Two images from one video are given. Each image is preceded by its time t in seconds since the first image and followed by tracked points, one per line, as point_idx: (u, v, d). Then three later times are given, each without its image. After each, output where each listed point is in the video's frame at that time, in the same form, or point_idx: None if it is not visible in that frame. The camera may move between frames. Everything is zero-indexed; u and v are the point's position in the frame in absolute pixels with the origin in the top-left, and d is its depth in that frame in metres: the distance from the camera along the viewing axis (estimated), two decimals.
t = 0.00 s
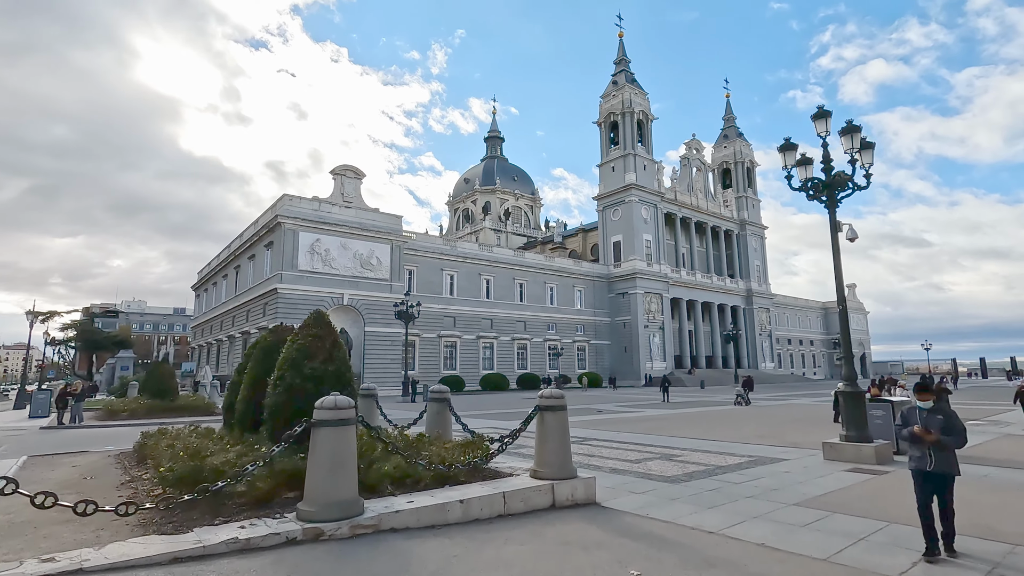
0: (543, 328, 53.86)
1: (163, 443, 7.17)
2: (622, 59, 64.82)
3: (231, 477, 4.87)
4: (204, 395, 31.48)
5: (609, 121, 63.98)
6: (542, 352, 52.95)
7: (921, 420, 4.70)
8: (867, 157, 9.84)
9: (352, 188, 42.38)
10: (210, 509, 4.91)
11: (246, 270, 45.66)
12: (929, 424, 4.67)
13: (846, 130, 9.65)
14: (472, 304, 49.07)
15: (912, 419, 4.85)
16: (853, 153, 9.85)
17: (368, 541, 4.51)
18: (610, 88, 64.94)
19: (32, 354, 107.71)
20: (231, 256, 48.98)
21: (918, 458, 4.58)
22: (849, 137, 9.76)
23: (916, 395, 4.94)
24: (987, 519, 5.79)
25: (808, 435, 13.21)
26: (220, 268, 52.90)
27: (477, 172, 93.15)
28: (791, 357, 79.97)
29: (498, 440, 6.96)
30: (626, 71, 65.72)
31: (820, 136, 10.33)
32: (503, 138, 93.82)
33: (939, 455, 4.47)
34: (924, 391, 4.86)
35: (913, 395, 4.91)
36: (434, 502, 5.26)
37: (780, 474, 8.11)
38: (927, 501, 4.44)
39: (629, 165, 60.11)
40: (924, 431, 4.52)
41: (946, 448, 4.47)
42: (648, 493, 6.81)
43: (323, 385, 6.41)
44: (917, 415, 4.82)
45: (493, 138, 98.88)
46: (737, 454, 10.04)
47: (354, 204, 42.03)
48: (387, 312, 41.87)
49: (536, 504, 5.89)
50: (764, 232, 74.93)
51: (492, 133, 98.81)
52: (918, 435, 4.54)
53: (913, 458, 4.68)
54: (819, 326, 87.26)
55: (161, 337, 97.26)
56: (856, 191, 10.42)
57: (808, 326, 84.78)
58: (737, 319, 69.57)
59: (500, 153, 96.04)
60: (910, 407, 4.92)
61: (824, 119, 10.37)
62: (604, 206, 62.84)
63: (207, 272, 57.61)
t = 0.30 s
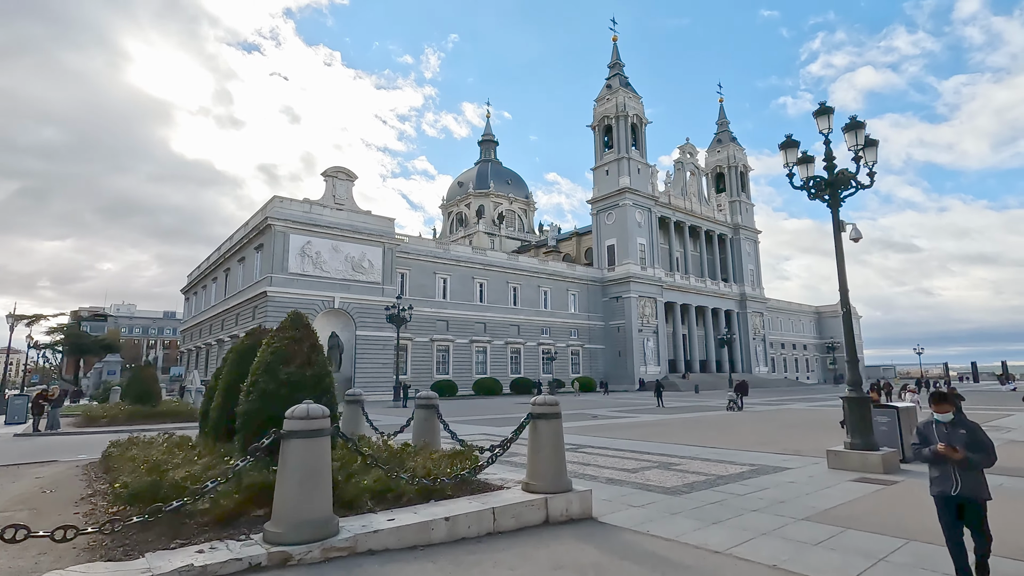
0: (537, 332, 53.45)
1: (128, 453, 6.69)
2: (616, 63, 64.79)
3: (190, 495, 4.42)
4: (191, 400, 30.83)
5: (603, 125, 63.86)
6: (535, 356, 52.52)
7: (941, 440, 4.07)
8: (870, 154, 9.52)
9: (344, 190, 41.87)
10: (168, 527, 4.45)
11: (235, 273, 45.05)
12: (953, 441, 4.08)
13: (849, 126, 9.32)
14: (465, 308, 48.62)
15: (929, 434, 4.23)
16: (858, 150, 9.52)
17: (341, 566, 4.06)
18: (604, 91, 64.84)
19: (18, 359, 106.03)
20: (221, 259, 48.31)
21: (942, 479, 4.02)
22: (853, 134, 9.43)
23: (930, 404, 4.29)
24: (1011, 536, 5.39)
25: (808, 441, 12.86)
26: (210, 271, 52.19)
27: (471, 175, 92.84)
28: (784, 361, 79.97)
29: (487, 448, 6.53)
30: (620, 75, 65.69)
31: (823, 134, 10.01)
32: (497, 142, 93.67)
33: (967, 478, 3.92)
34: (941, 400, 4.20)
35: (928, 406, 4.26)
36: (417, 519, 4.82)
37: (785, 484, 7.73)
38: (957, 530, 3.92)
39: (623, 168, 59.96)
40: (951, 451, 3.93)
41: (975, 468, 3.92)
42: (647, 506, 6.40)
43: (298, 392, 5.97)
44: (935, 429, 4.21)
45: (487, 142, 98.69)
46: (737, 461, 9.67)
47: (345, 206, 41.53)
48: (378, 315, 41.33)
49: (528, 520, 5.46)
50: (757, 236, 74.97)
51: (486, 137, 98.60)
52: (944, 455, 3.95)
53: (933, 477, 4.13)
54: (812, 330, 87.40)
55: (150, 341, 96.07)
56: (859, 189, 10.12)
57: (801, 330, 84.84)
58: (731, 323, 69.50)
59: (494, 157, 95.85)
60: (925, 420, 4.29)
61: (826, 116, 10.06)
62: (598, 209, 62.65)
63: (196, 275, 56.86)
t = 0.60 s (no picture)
0: (530, 335, 53.05)
1: (87, 458, 6.27)
2: (611, 67, 64.76)
3: (135, 507, 3.98)
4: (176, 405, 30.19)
5: (597, 128, 63.74)
6: (529, 360, 52.09)
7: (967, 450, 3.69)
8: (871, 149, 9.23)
9: (335, 191, 41.38)
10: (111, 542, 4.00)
11: (225, 275, 44.40)
12: (978, 451, 3.68)
13: (850, 120, 9.00)
14: (458, 311, 48.17)
15: (950, 442, 3.84)
16: (859, 145, 9.21)
17: None
18: (598, 95, 64.75)
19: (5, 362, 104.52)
20: (210, 261, 47.65)
21: (964, 494, 3.65)
22: (853, 127, 9.12)
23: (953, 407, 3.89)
24: None
25: (808, 446, 12.49)
26: (199, 274, 51.47)
27: (465, 179, 92.56)
28: (778, 365, 79.91)
29: (472, 455, 6.11)
30: (615, 79, 65.65)
31: (822, 128, 9.70)
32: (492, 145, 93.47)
33: (995, 494, 3.54)
34: (967, 404, 3.80)
35: (951, 410, 3.86)
36: (392, 532, 4.40)
37: (787, 491, 7.34)
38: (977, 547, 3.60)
39: (617, 172, 59.80)
40: (983, 463, 3.52)
41: (1005, 484, 3.52)
42: (642, 515, 6.00)
43: (266, 394, 5.53)
44: (958, 436, 3.81)
45: (481, 145, 98.44)
46: (736, 468, 9.29)
47: (337, 208, 41.04)
48: (370, 318, 40.79)
49: (514, 532, 5.05)
50: (751, 240, 74.98)
51: (480, 140, 98.39)
52: (973, 468, 3.55)
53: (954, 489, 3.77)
54: (806, 334, 87.50)
55: (140, 344, 94.94)
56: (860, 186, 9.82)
57: (795, 334, 84.85)
58: (725, 326, 69.36)
59: (488, 160, 95.57)
60: (949, 425, 3.89)
61: (825, 110, 9.75)
62: (593, 213, 62.43)
63: (186, 277, 56.10)
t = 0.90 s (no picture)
0: (524, 340, 52.64)
1: (36, 470, 5.80)
2: (606, 71, 64.74)
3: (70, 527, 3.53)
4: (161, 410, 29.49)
5: (592, 132, 63.61)
6: (523, 365, 51.64)
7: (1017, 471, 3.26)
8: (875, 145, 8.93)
9: (327, 193, 40.90)
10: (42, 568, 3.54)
11: (215, 278, 43.79)
12: None
13: (854, 114, 8.68)
14: (452, 315, 47.72)
15: (995, 457, 3.41)
16: (862, 141, 8.89)
17: None
18: (593, 99, 64.70)
19: None
20: (200, 264, 47.00)
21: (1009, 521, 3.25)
22: (857, 123, 8.79)
23: (1005, 416, 3.42)
24: None
25: (808, 453, 12.12)
26: (189, 277, 50.81)
27: (459, 183, 92.27)
28: (773, 371, 79.74)
29: (456, 465, 5.68)
30: (610, 83, 65.62)
31: (824, 123, 9.37)
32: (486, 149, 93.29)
33: None
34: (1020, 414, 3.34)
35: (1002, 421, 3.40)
36: (364, 553, 3.97)
37: (791, 504, 6.96)
38: None
39: (612, 176, 59.66)
40: None
41: None
42: (640, 531, 5.59)
43: (232, 399, 5.09)
44: (1006, 451, 3.38)
45: (476, 149, 98.22)
46: (736, 477, 8.90)
47: (329, 210, 40.56)
48: (361, 322, 40.27)
49: (500, 552, 4.63)
50: (746, 245, 74.93)
51: (475, 144, 98.20)
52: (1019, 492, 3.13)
53: (994, 512, 3.35)
54: (800, 339, 87.47)
55: (130, 349, 93.78)
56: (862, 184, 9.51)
57: (789, 339, 84.83)
58: (720, 331, 69.18)
59: (482, 165, 95.34)
60: (991, 437, 3.46)
61: (827, 105, 9.43)
62: (587, 217, 62.21)
63: (176, 281, 55.37)
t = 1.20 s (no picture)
0: (520, 344, 52.19)
1: None
2: (602, 74, 64.62)
3: None
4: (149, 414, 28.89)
5: (588, 136, 63.40)
6: (519, 369, 51.19)
7: None
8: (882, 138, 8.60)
9: (321, 195, 40.46)
10: None
11: (207, 280, 43.23)
12: None
13: (863, 106, 8.33)
14: (447, 319, 47.25)
15: None
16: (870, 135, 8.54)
17: None
18: (589, 103, 64.56)
19: None
20: (192, 267, 46.41)
21: None
22: (865, 115, 8.46)
23: None
24: None
25: (812, 460, 11.71)
26: (181, 279, 50.20)
27: (455, 186, 91.94)
28: (769, 375, 79.49)
29: (441, 476, 5.24)
30: (606, 87, 65.51)
31: (830, 117, 9.03)
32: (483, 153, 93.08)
33: None
34: None
35: None
36: None
37: (801, 514, 6.55)
38: None
39: (608, 179, 59.42)
40: None
41: None
42: (641, 546, 5.16)
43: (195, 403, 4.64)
44: None
45: (472, 153, 98.03)
46: (740, 486, 8.49)
47: (323, 212, 40.11)
48: (355, 325, 39.76)
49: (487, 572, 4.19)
50: (742, 249, 74.80)
51: (471, 148, 97.97)
52: None
53: None
54: (796, 344, 87.32)
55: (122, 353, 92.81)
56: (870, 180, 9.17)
57: (785, 344, 84.67)
58: (717, 335, 68.89)
59: (479, 168, 95.11)
60: None
61: (833, 97, 9.09)
62: (584, 220, 61.93)
63: (168, 283, 54.72)
